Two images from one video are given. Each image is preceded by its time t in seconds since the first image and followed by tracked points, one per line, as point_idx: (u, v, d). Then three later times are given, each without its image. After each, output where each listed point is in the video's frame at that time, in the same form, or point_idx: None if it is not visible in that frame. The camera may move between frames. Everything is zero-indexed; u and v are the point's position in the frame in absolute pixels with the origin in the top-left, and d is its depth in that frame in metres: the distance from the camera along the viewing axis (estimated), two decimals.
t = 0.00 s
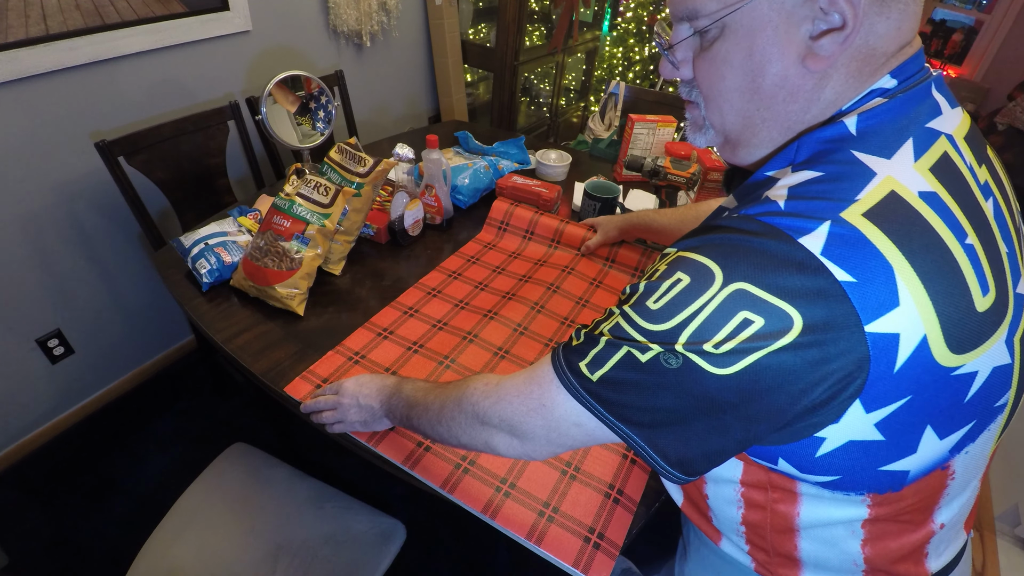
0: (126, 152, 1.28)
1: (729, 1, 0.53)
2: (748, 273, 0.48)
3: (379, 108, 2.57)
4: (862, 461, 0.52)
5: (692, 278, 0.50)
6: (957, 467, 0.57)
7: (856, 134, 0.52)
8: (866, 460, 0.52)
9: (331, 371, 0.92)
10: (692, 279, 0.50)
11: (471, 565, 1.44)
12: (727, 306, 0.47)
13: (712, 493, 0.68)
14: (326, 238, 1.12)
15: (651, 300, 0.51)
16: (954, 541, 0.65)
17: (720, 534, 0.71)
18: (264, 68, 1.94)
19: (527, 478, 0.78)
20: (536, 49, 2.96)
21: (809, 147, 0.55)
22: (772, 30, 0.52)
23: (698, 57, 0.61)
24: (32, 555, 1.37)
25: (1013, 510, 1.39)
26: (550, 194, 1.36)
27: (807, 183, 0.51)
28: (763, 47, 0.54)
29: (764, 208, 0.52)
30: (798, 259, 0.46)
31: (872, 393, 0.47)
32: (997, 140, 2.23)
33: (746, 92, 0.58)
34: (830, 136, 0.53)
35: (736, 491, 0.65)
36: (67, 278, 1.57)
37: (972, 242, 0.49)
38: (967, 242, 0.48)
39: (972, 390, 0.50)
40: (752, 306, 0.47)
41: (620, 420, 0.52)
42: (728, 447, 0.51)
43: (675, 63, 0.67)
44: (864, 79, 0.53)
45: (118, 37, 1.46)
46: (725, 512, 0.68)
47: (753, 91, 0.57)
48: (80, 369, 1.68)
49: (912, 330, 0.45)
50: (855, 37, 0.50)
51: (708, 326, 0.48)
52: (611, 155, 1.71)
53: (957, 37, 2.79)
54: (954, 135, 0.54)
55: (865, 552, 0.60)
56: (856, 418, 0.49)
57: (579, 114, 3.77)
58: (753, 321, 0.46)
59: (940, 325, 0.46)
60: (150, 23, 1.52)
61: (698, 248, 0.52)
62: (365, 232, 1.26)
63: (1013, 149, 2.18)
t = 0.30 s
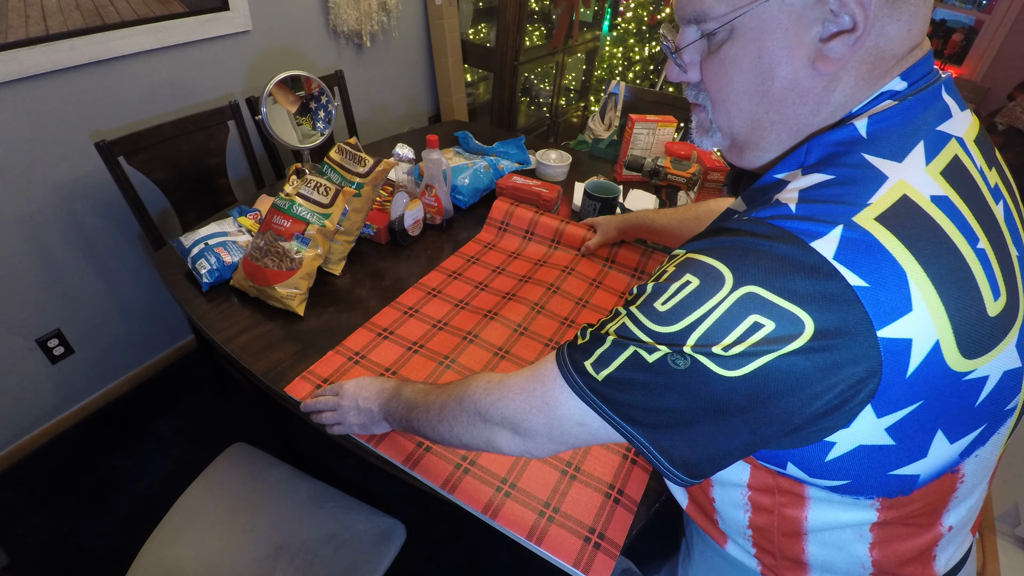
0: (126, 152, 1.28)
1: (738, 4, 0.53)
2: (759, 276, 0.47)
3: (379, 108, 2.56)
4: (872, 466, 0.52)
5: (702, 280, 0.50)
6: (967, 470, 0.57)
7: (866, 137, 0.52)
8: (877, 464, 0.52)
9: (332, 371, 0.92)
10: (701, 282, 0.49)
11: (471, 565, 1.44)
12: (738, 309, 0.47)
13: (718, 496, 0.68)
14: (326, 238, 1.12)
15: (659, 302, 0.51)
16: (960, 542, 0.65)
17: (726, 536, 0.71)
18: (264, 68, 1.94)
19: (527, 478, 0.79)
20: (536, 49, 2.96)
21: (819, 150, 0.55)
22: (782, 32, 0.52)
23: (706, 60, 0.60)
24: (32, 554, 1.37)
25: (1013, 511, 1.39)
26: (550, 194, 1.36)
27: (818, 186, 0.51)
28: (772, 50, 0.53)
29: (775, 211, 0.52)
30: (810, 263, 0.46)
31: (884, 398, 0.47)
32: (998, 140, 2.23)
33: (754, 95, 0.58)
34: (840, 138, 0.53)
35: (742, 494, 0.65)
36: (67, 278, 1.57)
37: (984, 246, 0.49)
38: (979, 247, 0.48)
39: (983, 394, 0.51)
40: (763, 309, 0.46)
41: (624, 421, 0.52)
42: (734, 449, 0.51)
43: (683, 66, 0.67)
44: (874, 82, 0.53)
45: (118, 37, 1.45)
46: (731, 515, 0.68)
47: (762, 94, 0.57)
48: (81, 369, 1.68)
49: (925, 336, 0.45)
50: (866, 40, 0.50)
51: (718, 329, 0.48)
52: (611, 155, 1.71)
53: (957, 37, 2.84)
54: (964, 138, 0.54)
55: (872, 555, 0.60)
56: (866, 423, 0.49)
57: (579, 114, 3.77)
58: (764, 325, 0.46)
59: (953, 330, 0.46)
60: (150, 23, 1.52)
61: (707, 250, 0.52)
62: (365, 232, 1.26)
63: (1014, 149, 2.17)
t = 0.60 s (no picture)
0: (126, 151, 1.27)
1: (748, 8, 0.53)
2: (786, 281, 0.47)
3: (379, 108, 2.56)
4: (891, 474, 0.52)
5: (727, 283, 0.49)
6: (978, 475, 0.58)
7: (888, 139, 0.51)
8: (896, 472, 0.52)
9: (331, 371, 0.92)
10: (726, 285, 0.49)
11: (470, 565, 1.44)
12: (765, 314, 0.47)
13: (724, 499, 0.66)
14: (326, 238, 1.12)
15: (679, 305, 0.50)
16: (964, 544, 0.67)
17: (728, 538, 0.70)
18: (264, 68, 1.94)
19: (528, 479, 0.79)
20: (535, 49, 2.96)
21: (839, 153, 0.55)
22: (796, 32, 0.52)
23: (719, 67, 0.61)
24: (32, 554, 1.37)
25: (1012, 511, 1.39)
26: (549, 194, 1.36)
27: (842, 189, 0.51)
28: (786, 50, 0.53)
29: (800, 214, 0.52)
30: (839, 270, 0.46)
31: (909, 406, 0.47)
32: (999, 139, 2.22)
33: (771, 97, 0.58)
34: (860, 139, 0.53)
35: (749, 497, 0.64)
36: (67, 278, 1.56)
37: (1009, 252, 0.49)
38: (1004, 253, 0.48)
39: (1004, 402, 0.51)
40: (791, 314, 0.46)
41: (640, 432, 0.52)
42: (755, 460, 0.50)
43: (695, 75, 0.67)
44: (891, 78, 0.54)
45: (118, 37, 1.45)
46: (736, 518, 0.67)
47: (779, 95, 0.57)
48: (81, 369, 1.68)
49: (953, 343, 0.45)
50: (881, 34, 0.50)
51: (742, 335, 0.47)
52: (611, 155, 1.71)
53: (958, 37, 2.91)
54: (984, 142, 0.54)
55: (878, 560, 0.60)
56: (890, 431, 0.49)
57: (579, 114, 3.77)
58: (791, 330, 0.46)
59: (980, 337, 0.46)
60: (150, 23, 1.52)
61: (731, 252, 0.52)
62: (365, 233, 1.26)
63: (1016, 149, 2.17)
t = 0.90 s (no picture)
0: (126, 152, 1.27)
1: (770, 6, 0.53)
2: (817, 285, 0.46)
3: (379, 108, 2.56)
4: (912, 479, 0.52)
5: (755, 290, 0.48)
6: (993, 477, 0.59)
7: (910, 140, 0.52)
8: (917, 477, 0.52)
9: (332, 371, 0.92)
10: (753, 291, 0.48)
11: (470, 566, 1.44)
12: (795, 319, 0.46)
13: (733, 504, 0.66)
14: (326, 238, 1.12)
15: (705, 313, 0.50)
16: (972, 547, 0.67)
17: (733, 541, 0.70)
18: (264, 68, 1.94)
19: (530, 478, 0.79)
20: (535, 49, 2.96)
21: (860, 155, 0.54)
22: (817, 29, 0.52)
23: (737, 65, 0.60)
24: (32, 554, 1.37)
25: (1013, 511, 1.38)
26: (550, 194, 1.36)
27: (867, 190, 0.50)
28: (807, 48, 0.53)
29: (826, 216, 0.51)
30: (871, 273, 0.46)
31: (938, 410, 0.47)
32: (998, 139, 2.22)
33: (790, 95, 0.58)
34: (882, 139, 0.53)
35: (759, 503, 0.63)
36: (67, 278, 1.57)
37: None
38: None
39: None
40: (823, 320, 0.45)
41: (665, 447, 0.51)
42: (785, 470, 0.49)
43: (710, 74, 0.67)
44: (911, 77, 0.53)
45: (118, 37, 1.45)
46: (744, 523, 0.66)
47: (798, 94, 0.57)
48: (80, 369, 1.68)
49: (983, 346, 0.45)
50: (904, 32, 0.50)
51: (772, 343, 0.46)
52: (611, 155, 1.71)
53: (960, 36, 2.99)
54: (1003, 143, 0.55)
55: (888, 563, 0.61)
56: (918, 437, 0.48)
57: (579, 114, 3.77)
58: (822, 337, 0.45)
59: (1010, 339, 0.46)
60: (150, 23, 1.52)
61: (756, 257, 0.52)
62: (365, 232, 1.26)
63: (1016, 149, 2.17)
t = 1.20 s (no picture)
0: (126, 152, 1.27)
1: (782, 4, 0.53)
2: (826, 286, 0.47)
3: (379, 108, 2.56)
4: (920, 479, 0.52)
5: (763, 290, 0.49)
6: (1000, 477, 0.59)
7: (918, 141, 0.52)
8: (925, 477, 0.52)
9: (334, 371, 0.92)
10: (762, 292, 0.49)
11: (470, 566, 1.44)
12: (804, 320, 0.46)
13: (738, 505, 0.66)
14: (326, 238, 1.12)
15: (713, 313, 0.50)
16: (977, 548, 0.67)
17: (738, 543, 0.70)
18: (264, 68, 1.94)
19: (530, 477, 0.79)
20: (535, 49, 2.96)
21: (868, 156, 0.54)
22: (829, 30, 0.52)
23: (746, 63, 0.60)
24: (32, 554, 1.37)
25: (1013, 511, 1.38)
26: (550, 194, 1.36)
27: (876, 191, 0.50)
28: (818, 48, 0.53)
29: (835, 217, 0.51)
30: (880, 273, 0.46)
31: (945, 410, 0.47)
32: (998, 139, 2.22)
33: (799, 95, 0.58)
34: (890, 141, 0.53)
35: (766, 503, 0.63)
36: (67, 278, 1.57)
37: None
38: None
39: None
40: (833, 321, 0.45)
41: (673, 447, 0.51)
42: (794, 471, 0.49)
43: (718, 70, 0.66)
44: (920, 80, 0.53)
45: (117, 37, 1.45)
46: (751, 524, 0.66)
47: (807, 94, 0.57)
48: (80, 369, 1.68)
49: (994, 347, 0.45)
50: (915, 35, 0.50)
51: (781, 344, 0.46)
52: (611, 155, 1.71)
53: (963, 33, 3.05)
54: (1011, 144, 0.55)
55: (896, 564, 0.61)
56: (926, 438, 0.49)
57: (580, 114, 3.77)
58: (832, 337, 0.45)
59: (1020, 341, 0.46)
60: (150, 23, 1.52)
61: (764, 258, 0.52)
62: (365, 232, 1.26)
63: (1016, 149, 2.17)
